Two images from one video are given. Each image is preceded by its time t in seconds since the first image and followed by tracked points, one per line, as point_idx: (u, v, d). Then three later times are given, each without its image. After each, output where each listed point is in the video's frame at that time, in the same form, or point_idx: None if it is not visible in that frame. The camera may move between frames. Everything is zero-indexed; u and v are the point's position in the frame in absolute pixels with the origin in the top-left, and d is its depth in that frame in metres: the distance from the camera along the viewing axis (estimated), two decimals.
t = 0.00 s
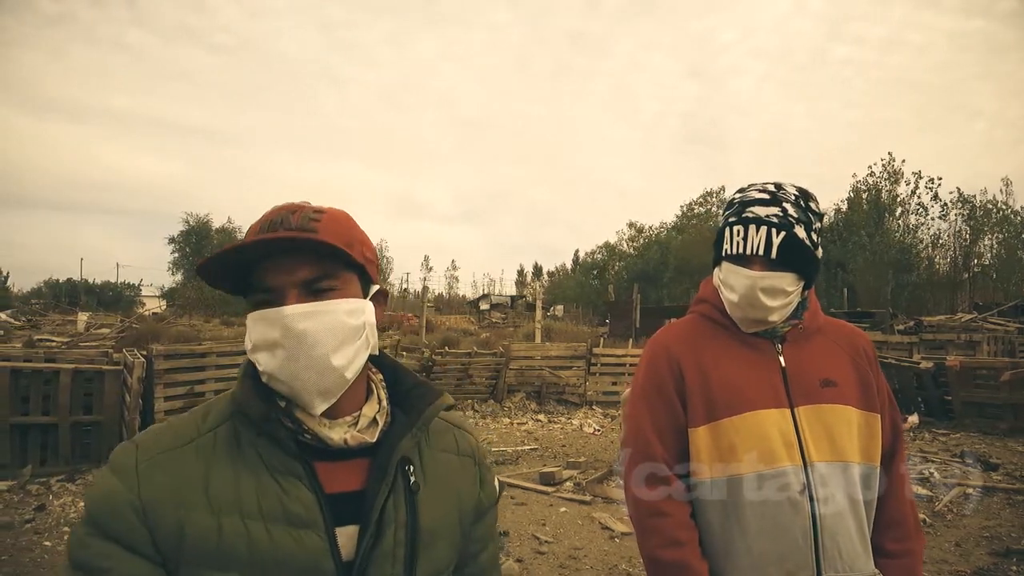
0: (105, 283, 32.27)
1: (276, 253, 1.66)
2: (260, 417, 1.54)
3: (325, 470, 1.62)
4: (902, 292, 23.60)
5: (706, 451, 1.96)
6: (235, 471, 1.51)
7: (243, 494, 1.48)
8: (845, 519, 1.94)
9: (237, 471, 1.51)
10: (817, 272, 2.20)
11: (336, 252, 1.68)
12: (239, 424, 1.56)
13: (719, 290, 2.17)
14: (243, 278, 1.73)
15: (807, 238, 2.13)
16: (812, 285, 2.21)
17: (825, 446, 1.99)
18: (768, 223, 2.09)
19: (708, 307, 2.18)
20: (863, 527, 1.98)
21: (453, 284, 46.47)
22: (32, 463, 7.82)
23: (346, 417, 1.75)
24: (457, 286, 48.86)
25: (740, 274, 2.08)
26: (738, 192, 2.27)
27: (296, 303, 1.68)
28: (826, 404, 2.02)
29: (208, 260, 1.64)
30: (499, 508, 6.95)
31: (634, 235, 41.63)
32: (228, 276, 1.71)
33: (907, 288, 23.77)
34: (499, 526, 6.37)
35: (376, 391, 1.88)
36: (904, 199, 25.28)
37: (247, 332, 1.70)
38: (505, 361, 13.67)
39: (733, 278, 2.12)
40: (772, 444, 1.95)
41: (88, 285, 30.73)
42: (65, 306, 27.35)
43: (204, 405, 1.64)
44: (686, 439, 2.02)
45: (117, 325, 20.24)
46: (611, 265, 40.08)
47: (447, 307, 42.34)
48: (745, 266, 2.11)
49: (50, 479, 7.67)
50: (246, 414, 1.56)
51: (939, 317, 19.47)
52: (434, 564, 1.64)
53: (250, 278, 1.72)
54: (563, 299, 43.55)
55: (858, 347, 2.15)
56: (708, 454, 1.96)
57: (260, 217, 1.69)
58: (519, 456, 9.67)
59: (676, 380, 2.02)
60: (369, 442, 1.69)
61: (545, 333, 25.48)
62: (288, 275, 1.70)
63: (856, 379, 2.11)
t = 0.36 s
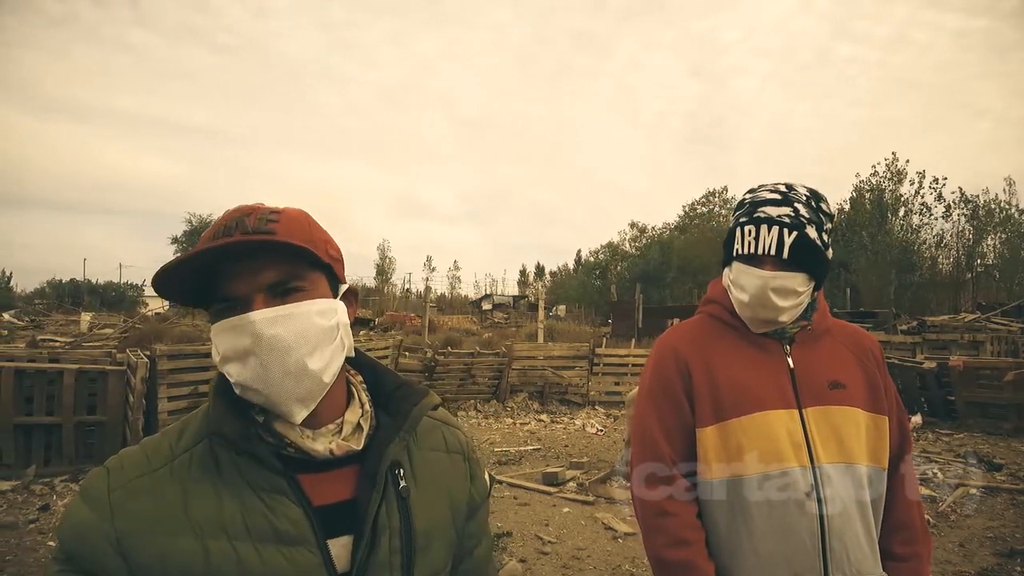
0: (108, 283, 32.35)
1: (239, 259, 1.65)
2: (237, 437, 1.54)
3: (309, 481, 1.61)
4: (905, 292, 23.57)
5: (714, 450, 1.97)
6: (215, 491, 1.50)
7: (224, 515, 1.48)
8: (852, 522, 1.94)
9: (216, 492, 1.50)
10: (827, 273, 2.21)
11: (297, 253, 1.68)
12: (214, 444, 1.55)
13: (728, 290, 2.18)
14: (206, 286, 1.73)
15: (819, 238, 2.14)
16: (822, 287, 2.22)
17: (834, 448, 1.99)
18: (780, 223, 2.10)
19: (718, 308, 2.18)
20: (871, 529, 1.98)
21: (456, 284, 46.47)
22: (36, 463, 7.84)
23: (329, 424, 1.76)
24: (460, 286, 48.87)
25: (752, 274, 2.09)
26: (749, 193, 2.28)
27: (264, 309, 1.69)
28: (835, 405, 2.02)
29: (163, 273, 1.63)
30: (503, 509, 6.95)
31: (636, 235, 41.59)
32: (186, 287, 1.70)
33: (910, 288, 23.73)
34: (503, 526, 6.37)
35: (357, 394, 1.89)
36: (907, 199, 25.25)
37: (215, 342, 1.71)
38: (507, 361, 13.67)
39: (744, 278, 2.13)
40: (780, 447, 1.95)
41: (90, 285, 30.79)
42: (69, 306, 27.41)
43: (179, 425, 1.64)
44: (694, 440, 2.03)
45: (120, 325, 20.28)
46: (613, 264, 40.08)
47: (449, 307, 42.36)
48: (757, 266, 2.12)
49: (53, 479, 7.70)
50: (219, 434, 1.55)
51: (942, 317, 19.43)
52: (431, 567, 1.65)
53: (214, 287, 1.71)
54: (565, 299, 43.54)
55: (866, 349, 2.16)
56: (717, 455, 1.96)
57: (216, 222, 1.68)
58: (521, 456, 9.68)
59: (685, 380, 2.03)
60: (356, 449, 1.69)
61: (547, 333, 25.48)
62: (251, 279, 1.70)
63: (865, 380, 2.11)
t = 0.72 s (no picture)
0: (111, 283, 32.42)
1: (295, 259, 1.70)
2: (276, 420, 1.56)
3: (339, 470, 1.63)
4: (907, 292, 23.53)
5: (717, 450, 1.97)
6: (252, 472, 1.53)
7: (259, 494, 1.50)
8: (856, 522, 1.95)
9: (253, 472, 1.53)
10: (832, 274, 2.20)
11: (351, 258, 1.73)
12: (254, 428, 1.58)
13: (734, 290, 2.18)
14: (263, 280, 1.79)
15: (825, 239, 2.14)
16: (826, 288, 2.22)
17: (837, 448, 1.99)
18: (788, 223, 2.10)
19: (722, 309, 2.18)
20: (874, 530, 1.98)
21: (457, 284, 46.50)
22: (39, 463, 7.87)
23: (359, 419, 1.78)
24: (461, 287, 48.88)
25: (758, 274, 2.09)
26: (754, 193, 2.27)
27: (315, 304, 1.74)
28: (838, 406, 2.03)
29: (226, 264, 1.70)
30: (505, 509, 6.96)
31: (638, 234, 41.58)
32: (244, 279, 1.77)
33: (912, 288, 23.68)
34: (505, 527, 6.38)
35: (386, 394, 1.92)
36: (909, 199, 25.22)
37: (265, 331, 1.76)
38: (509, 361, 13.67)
39: (751, 278, 2.13)
40: (785, 448, 1.96)
41: (92, 286, 30.84)
42: (71, 307, 27.46)
43: (220, 411, 1.67)
44: (699, 441, 2.03)
45: (123, 325, 20.33)
46: (615, 264, 40.07)
47: (451, 307, 42.38)
48: (764, 267, 2.12)
49: (56, 479, 7.73)
50: (260, 417, 1.58)
51: (944, 318, 19.40)
52: (444, 564, 1.65)
53: (270, 281, 1.77)
54: (567, 299, 43.54)
55: (868, 350, 2.16)
56: (721, 455, 1.97)
57: (277, 224, 1.74)
58: (523, 456, 9.69)
59: (689, 379, 2.03)
60: (383, 443, 1.71)
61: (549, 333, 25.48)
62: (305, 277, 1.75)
63: (868, 383, 2.11)
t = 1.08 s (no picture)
0: (113, 284, 32.46)
1: (359, 266, 1.76)
2: (324, 407, 1.60)
3: (371, 459, 1.65)
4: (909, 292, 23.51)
5: (716, 452, 1.97)
6: (299, 449, 1.56)
7: (301, 469, 1.54)
8: (855, 521, 1.95)
9: (298, 447, 1.56)
10: (829, 277, 2.21)
11: (409, 271, 1.79)
12: (305, 412, 1.62)
13: (731, 291, 2.18)
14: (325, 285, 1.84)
15: (823, 240, 2.14)
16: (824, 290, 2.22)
17: (834, 449, 1.99)
18: (785, 224, 2.10)
19: (718, 309, 2.19)
20: (872, 530, 1.98)
21: (459, 284, 46.53)
22: (41, 463, 7.90)
23: (392, 416, 1.81)
24: (463, 287, 48.91)
25: (757, 275, 2.09)
26: (752, 194, 2.28)
27: (371, 308, 1.78)
28: (836, 407, 2.03)
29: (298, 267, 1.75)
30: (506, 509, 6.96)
31: (640, 234, 41.56)
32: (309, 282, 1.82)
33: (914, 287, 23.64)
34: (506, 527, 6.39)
35: (419, 397, 1.92)
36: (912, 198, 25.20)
37: (323, 329, 1.80)
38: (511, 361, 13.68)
39: (750, 280, 2.13)
40: (781, 448, 1.95)
41: (94, 286, 30.90)
42: (73, 307, 27.50)
43: (273, 391, 1.71)
44: (696, 443, 2.03)
45: (124, 325, 20.36)
46: (616, 264, 40.05)
47: (452, 307, 42.39)
48: (763, 268, 2.12)
49: (58, 479, 7.75)
50: (311, 404, 1.62)
51: (945, 318, 19.36)
52: (449, 553, 1.65)
53: (331, 286, 1.82)
54: (569, 299, 43.55)
55: (866, 350, 2.16)
56: (719, 456, 1.97)
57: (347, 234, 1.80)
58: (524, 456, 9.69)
59: (689, 382, 2.03)
60: (410, 441, 1.71)
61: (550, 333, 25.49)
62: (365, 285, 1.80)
63: (867, 385, 2.11)
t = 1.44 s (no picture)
0: (116, 284, 32.46)
1: (330, 269, 1.77)
2: (306, 395, 1.66)
3: (354, 443, 1.68)
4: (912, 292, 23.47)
5: (713, 452, 1.98)
6: (283, 434, 1.62)
7: (284, 454, 1.59)
8: (852, 517, 1.95)
9: (283, 434, 1.62)
10: (828, 276, 2.22)
11: (380, 271, 1.79)
12: (289, 401, 1.67)
13: (729, 291, 2.19)
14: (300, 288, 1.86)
15: (821, 240, 2.15)
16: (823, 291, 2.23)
17: (832, 447, 2.00)
18: (783, 225, 2.11)
19: (717, 308, 2.19)
20: (870, 527, 1.99)
21: (461, 284, 46.52)
22: (45, 462, 7.91)
23: (374, 403, 1.84)
24: (465, 286, 48.87)
25: (755, 275, 2.10)
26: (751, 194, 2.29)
27: (343, 309, 1.79)
28: (834, 405, 2.03)
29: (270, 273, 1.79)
30: (509, 509, 6.97)
31: (643, 234, 41.53)
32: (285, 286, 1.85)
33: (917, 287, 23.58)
34: (509, 526, 6.40)
35: (401, 383, 1.92)
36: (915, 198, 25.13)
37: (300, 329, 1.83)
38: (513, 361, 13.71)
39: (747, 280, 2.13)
40: (779, 448, 1.96)
41: (97, 286, 30.91)
42: (76, 307, 27.51)
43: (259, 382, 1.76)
44: (693, 441, 2.04)
45: (128, 325, 20.38)
46: (619, 264, 40.00)
47: (455, 307, 42.39)
48: (760, 269, 2.12)
49: (62, 479, 7.78)
50: (291, 392, 1.68)
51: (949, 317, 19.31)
52: (431, 532, 1.68)
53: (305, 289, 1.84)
54: (571, 299, 43.50)
55: (866, 350, 2.16)
56: (717, 456, 1.97)
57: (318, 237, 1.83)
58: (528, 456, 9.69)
59: (686, 382, 2.04)
60: (390, 425, 1.74)
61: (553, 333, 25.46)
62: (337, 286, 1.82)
63: (865, 380, 2.12)
